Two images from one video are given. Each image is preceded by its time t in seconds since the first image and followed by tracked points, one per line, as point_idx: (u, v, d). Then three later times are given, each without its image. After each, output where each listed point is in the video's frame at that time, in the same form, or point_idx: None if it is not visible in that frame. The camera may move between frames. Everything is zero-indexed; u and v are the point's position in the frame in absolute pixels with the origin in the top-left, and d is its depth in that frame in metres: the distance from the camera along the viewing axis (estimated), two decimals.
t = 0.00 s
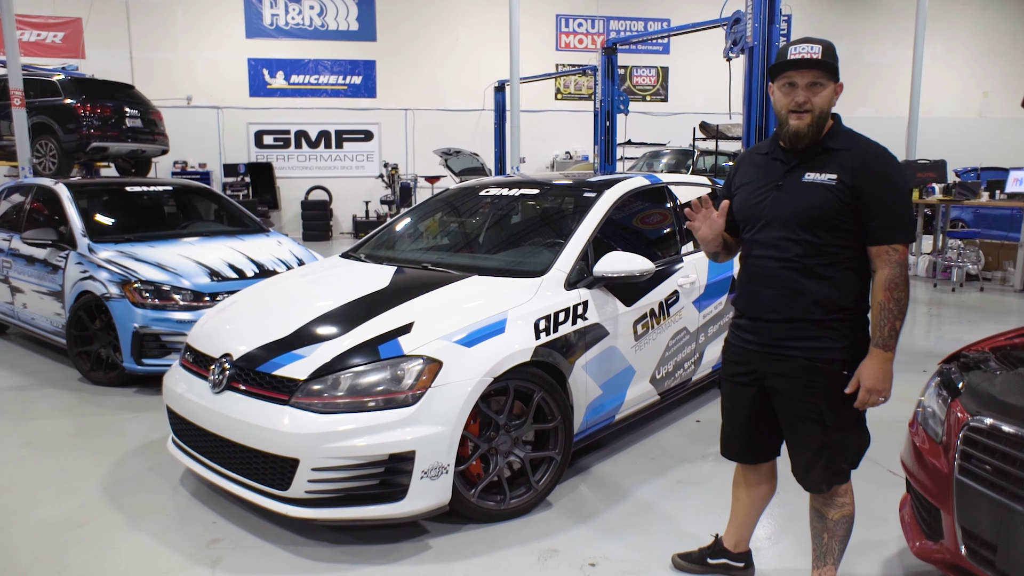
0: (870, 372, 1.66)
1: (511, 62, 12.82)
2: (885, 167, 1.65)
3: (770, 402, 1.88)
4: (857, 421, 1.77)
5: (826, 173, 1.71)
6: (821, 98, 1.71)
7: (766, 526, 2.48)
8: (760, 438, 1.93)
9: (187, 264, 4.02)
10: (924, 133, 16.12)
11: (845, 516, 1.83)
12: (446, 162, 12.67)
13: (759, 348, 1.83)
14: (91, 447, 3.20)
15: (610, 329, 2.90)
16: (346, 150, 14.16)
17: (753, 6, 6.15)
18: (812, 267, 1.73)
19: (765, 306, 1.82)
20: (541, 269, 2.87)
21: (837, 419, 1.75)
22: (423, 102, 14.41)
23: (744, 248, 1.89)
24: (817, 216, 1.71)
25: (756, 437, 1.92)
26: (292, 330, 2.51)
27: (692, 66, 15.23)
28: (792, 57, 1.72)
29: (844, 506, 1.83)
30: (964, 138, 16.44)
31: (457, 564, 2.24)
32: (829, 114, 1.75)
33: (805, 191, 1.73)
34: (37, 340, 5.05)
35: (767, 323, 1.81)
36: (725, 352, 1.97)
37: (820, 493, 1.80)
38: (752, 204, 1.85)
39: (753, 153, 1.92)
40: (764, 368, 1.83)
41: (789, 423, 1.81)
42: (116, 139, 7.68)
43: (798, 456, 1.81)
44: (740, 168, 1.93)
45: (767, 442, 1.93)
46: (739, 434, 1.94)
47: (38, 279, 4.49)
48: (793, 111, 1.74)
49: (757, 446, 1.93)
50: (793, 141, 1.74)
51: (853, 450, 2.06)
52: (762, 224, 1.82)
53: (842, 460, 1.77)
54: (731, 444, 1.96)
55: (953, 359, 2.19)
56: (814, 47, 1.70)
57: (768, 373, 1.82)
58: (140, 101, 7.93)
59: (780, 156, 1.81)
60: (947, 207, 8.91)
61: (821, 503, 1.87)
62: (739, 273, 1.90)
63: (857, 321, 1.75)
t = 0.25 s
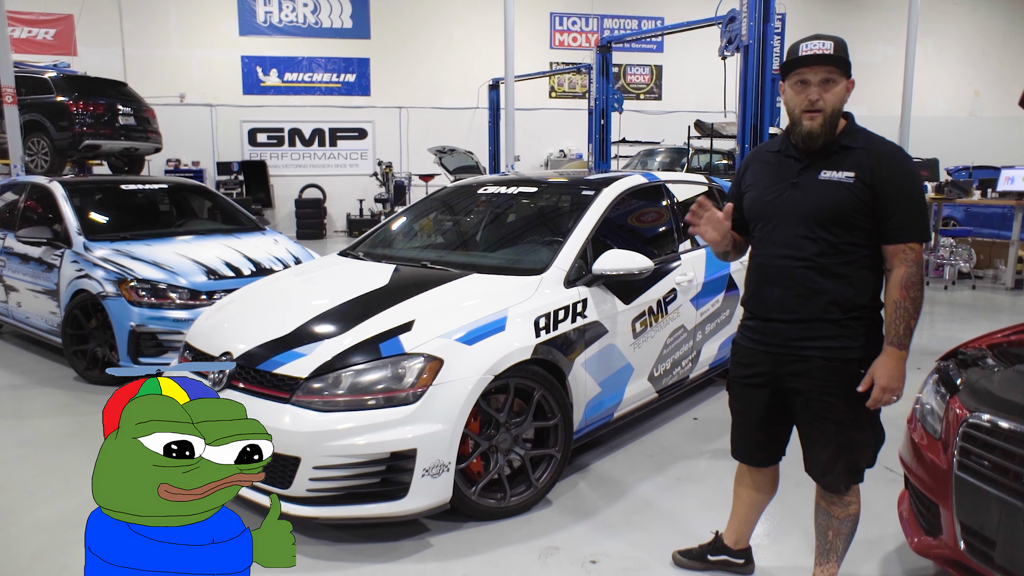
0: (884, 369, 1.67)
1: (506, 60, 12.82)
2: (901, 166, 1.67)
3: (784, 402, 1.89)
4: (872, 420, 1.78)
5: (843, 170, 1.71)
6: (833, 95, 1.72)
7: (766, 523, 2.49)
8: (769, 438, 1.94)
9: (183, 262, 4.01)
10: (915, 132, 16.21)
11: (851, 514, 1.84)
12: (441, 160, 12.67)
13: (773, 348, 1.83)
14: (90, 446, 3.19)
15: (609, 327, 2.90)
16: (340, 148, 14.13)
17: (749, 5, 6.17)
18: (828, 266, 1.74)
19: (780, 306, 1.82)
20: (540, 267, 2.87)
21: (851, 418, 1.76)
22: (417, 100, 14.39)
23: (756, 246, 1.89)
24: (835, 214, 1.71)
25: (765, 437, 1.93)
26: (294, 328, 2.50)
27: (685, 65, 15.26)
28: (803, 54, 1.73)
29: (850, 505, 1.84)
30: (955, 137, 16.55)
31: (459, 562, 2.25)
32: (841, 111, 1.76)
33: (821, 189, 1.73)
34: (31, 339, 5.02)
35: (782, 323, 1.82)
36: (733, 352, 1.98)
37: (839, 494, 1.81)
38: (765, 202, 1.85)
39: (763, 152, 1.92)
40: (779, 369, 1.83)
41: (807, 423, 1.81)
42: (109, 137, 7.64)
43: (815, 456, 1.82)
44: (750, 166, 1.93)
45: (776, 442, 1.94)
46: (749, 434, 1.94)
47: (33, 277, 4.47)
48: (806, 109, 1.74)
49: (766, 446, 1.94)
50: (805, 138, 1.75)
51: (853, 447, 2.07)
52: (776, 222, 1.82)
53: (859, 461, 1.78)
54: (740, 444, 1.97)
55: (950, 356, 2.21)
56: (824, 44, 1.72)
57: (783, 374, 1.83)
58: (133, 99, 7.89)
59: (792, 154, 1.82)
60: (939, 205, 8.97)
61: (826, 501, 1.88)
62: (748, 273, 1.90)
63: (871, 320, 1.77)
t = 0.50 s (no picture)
0: (909, 368, 1.67)
1: (500, 59, 12.82)
2: (915, 165, 1.69)
3: (798, 404, 1.90)
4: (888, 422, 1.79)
5: (858, 169, 1.72)
6: (852, 90, 1.73)
7: (767, 520, 2.51)
8: (779, 440, 1.95)
9: (181, 261, 4.00)
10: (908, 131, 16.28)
11: (858, 515, 1.86)
12: (436, 159, 12.66)
13: (787, 349, 1.84)
14: (89, 446, 3.17)
15: (608, 325, 2.91)
16: (334, 147, 14.11)
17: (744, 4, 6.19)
18: (843, 266, 1.75)
19: (795, 308, 1.82)
20: (540, 265, 2.88)
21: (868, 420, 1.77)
22: (412, 99, 14.36)
23: (768, 244, 1.89)
24: (850, 213, 1.72)
25: (775, 438, 1.94)
26: (297, 326, 2.50)
27: (680, 64, 15.29)
28: (824, 48, 1.74)
29: (857, 505, 1.86)
30: (946, 136, 16.64)
31: (461, 560, 2.25)
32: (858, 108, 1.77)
33: (836, 186, 1.74)
34: (26, 338, 4.99)
35: (796, 325, 1.82)
36: (744, 354, 1.99)
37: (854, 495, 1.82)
38: (778, 201, 1.85)
39: (774, 150, 1.92)
40: (793, 371, 1.84)
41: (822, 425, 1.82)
42: (102, 135, 7.61)
43: (829, 458, 1.83)
44: (762, 166, 1.94)
45: (786, 444, 1.94)
46: (757, 434, 1.95)
47: (28, 277, 4.44)
48: (822, 105, 1.75)
49: (774, 447, 1.95)
50: (821, 135, 1.76)
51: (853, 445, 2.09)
52: (789, 219, 1.83)
53: (873, 463, 1.78)
54: (747, 444, 1.98)
55: (949, 353, 2.23)
56: (848, 40, 1.72)
57: (796, 376, 1.84)
58: (126, 97, 7.84)
59: (805, 152, 1.82)
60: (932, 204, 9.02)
61: (833, 500, 1.89)
62: (759, 276, 1.91)
63: (887, 322, 1.77)
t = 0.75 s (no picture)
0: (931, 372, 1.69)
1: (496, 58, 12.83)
2: (927, 165, 1.69)
3: (805, 403, 1.92)
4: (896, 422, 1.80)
5: (870, 170, 1.74)
6: (858, 93, 1.74)
7: (768, 518, 2.52)
8: (784, 439, 1.96)
9: (178, 261, 3.99)
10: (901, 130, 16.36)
11: (862, 514, 1.88)
12: (431, 158, 12.64)
13: (798, 348, 1.86)
14: (89, 446, 3.17)
15: (608, 325, 2.92)
16: (329, 146, 14.09)
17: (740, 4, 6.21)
18: (859, 266, 1.77)
19: (809, 309, 1.84)
20: (540, 264, 2.89)
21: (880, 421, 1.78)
22: (407, 98, 14.34)
23: (784, 247, 1.91)
24: (866, 214, 1.74)
25: (782, 436, 1.95)
26: (301, 324, 2.50)
27: (674, 63, 15.32)
28: (826, 54, 1.75)
29: (863, 505, 1.88)
30: (938, 135, 16.74)
31: (464, 559, 2.26)
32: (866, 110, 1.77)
33: (850, 189, 1.75)
34: (22, 338, 4.97)
35: (808, 325, 1.84)
36: (752, 353, 2.01)
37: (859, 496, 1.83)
38: (792, 203, 1.87)
39: (785, 153, 1.94)
40: (805, 371, 1.86)
41: (832, 425, 1.84)
42: (96, 134, 7.58)
43: (836, 458, 1.84)
44: (774, 168, 1.96)
45: (793, 441, 1.96)
46: (762, 434, 1.96)
47: (24, 276, 4.42)
48: (828, 110, 1.77)
49: (781, 446, 1.96)
50: (829, 139, 1.77)
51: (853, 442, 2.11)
52: (804, 222, 1.84)
53: (881, 463, 1.80)
54: (751, 444, 1.98)
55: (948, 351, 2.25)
56: (847, 43, 1.73)
57: (806, 375, 1.85)
58: (120, 96, 7.81)
59: (816, 155, 1.84)
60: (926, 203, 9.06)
61: (838, 499, 1.91)
62: (772, 275, 1.94)
63: (899, 326, 1.79)
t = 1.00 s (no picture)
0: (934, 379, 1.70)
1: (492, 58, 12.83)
2: (936, 166, 1.70)
3: (809, 402, 1.94)
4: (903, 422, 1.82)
5: (878, 172, 1.76)
6: (866, 94, 1.76)
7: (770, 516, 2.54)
8: (788, 438, 1.98)
9: (177, 261, 3.98)
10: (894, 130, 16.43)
11: (865, 513, 1.90)
12: (427, 158, 12.63)
13: (804, 350, 1.88)
14: (89, 446, 3.16)
15: (609, 324, 2.93)
16: (325, 145, 14.08)
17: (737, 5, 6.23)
18: (866, 268, 1.79)
19: (814, 309, 1.87)
20: (541, 263, 2.90)
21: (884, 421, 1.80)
22: (403, 97, 14.33)
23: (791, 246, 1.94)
24: (872, 216, 1.76)
25: (787, 436, 1.97)
26: (304, 322, 2.51)
27: (670, 63, 15.35)
28: (833, 56, 1.77)
29: (866, 504, 1.90)
30: (931, 135, 16.83)
31: (467, 558, 2.27)
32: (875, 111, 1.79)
33: (858, 191, 1.77)
34: (18, 339, 4.95)
35: (814, 325, 1.86)
36: (758, 352, 2.03)
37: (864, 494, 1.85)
38: (800, 203, 1.89)
39: (795, 153, 1.96)
40: (809, 371, 1.88)
41: (836, 424, 1.86)
42: (92, 134, 7.53)
43: (841, 457, 1.86)
44: (784, 167, 1.98)
45: (798, 441, 1.97)
46: (768, 432, 1.98)
47: (21, 276, 4.41)
48: (836, 111, 1.78)
49: (786, 444, 1.97)
50: (837, 140, 1.79)
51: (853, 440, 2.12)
52: (811, 223, 1.87)
53: (886, 462, 1.82)
54: (755, 442, 2.00)
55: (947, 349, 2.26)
56: (855, 45, 1.75)
57: (813, 376, 1.87)
58: (115, 95, 7.77)
59: (825, 156, 1.86)
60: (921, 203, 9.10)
61: (842, 498, 1.94)
62: (778, 276, 1.97)
63: (906, 327, 1.81)
